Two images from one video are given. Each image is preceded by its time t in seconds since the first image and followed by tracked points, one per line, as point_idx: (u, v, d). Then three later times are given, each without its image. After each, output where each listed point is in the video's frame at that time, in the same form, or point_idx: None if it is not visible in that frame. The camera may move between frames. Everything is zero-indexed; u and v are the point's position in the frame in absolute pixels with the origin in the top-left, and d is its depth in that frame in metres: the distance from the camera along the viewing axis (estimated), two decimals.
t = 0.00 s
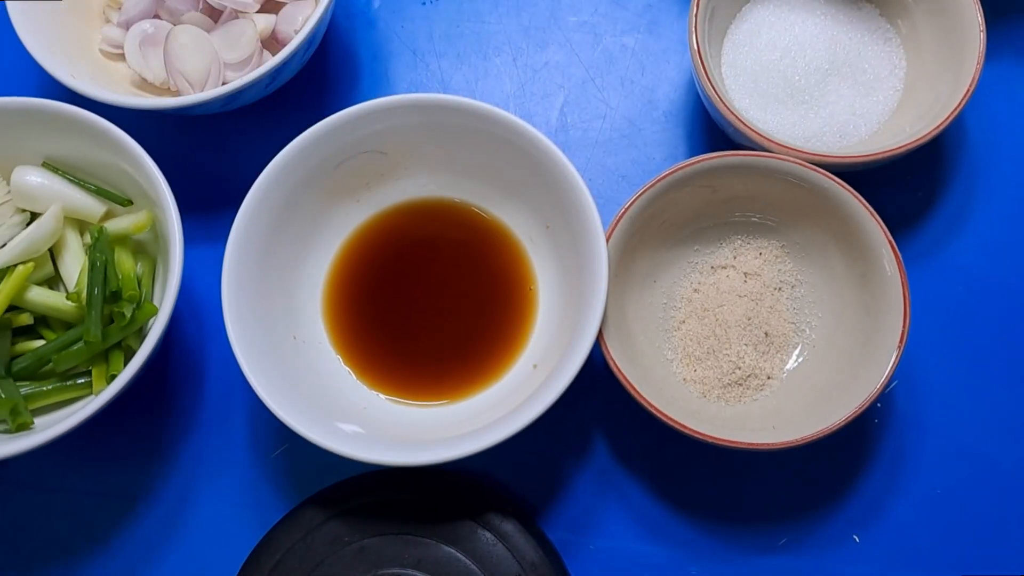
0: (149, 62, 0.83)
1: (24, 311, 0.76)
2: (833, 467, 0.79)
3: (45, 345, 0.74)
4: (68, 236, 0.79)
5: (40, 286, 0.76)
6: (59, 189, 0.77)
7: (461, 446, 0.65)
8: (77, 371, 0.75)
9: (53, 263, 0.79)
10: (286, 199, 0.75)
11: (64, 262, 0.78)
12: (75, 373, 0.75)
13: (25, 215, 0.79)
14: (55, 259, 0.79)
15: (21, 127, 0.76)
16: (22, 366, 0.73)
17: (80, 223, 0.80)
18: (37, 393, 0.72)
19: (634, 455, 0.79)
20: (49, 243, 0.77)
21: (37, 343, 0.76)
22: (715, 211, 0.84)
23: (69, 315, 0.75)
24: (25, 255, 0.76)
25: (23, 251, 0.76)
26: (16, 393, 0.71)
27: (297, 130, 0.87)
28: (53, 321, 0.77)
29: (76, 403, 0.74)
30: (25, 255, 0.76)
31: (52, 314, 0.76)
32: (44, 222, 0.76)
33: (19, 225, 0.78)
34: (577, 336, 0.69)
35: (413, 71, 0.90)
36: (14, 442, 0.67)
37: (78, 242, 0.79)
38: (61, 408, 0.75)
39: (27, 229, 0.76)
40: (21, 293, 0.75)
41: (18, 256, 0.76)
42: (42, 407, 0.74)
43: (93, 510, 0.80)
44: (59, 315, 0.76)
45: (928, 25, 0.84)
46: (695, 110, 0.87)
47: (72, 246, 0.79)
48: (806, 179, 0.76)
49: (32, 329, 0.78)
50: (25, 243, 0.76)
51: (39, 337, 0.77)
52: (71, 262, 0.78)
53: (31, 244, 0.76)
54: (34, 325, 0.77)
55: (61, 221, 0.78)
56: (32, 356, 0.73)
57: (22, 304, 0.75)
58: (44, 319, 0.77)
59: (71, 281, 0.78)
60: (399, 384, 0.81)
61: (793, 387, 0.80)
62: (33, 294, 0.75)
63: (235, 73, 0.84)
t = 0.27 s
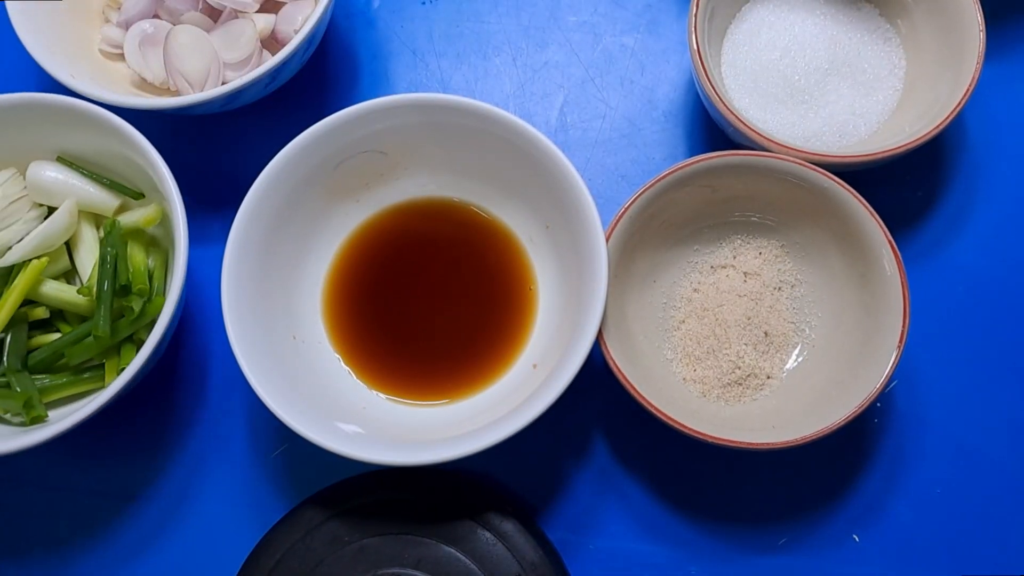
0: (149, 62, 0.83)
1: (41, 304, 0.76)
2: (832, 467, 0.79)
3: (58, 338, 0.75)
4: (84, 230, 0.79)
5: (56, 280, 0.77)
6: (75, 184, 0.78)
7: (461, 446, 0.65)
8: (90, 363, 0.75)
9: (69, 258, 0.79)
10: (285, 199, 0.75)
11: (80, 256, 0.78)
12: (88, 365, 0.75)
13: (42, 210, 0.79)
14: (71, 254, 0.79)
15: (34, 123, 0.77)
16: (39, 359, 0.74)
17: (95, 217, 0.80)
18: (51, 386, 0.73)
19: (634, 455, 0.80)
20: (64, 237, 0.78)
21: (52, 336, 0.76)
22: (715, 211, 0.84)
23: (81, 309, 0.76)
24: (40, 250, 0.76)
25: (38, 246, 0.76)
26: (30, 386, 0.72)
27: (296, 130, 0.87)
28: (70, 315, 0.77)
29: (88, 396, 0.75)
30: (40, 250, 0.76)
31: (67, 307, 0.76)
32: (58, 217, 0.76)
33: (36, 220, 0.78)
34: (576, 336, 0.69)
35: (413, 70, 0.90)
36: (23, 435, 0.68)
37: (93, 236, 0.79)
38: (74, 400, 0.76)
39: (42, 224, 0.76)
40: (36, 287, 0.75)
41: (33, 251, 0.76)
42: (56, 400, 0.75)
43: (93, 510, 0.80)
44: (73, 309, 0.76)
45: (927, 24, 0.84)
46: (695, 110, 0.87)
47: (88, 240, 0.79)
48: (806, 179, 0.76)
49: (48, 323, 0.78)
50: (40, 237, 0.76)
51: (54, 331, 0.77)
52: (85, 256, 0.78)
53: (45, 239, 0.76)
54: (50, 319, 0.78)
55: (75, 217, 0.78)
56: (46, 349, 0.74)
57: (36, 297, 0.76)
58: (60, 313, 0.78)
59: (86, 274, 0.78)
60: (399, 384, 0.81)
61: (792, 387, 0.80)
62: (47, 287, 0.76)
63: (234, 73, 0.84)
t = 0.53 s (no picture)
0: (161, 62, 0.84)
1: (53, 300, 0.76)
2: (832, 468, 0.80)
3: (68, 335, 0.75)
4: (102, 227, 0.79)
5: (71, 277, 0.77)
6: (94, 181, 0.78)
7: (460, 446, 0.65)
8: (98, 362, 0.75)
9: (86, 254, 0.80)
10: (285, 199, 0.75)
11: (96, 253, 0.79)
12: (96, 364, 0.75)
13: (62, 203, 0.79)
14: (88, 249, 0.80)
15: (57, 119, 0.77)
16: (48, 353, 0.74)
17: (114, 214, 0.81)
18: (57, 381, 0.73)
19: (634, 456, 0.80)
20: (82, 232, 0.78)
21: (62, 332, 0.77)
22: (715, 212, 0.84)
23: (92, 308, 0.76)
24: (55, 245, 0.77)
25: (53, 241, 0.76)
26: (35, 381, 0.72)
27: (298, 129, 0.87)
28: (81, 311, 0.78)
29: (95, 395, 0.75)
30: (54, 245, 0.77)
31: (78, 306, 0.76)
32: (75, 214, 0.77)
33: (55, 213, 0.79)
34: (575, 337, 0.69)
35: (415, 70, 0.90)
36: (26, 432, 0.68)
37: (110, 234, 0.80)
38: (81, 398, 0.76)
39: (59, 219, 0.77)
40: (48, 284, 0.75)
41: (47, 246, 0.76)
42: (62, 395, 0.75)
43: (94, 509, 0.80)
44: (84, 307, 0.76)
45: (925, 23, 0.84)
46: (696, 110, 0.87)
47: (105, 237, 0.79)
48: (807, 181, 0.76)
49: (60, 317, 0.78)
50: (55, 232, 0.76)
51: (65, 326, 0.78)
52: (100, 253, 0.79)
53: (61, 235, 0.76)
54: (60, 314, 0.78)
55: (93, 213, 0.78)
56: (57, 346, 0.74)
57: (48, 293, 0.76)
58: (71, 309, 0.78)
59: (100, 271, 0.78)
60: (398, 383, 0.81)
61: (791, 388, 0.80)
62: (61, 284, 0.76)
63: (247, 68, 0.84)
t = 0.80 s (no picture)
0: (161, 62, 0.84)
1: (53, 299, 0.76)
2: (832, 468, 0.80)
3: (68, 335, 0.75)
4: (102, 227, 0.79)
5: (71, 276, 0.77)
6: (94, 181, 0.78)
7: (460, 446, 0.65)
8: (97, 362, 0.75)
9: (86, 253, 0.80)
10: (285, 199, 0.75)
11: (96, 252, 0.79)
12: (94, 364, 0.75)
13: (61, 203, 0.79)
14: (88, 248, 0.80)
15: (57, 119, 0.77)
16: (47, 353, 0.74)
17: (114, 214, 0.81)
18: (57, 381, 0.73)
19: (634, 455, 0.80)
20: (82, 233, 0.78)
21: (62, 332, 0.77)
22: (715, 211, 0.84)
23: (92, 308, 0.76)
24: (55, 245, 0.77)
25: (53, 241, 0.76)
26: (36, 381, 0.72)
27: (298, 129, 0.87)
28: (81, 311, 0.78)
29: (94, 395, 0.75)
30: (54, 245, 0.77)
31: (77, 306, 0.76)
32: (75, 214, 0.77)
33: (55, 213, 0.79)
34: (576, 337, 0.69)
35: (415, 70, 0.90)
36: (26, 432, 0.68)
37: (110, 233, 0.80)
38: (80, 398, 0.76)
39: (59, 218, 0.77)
40: (48, 283, 0.75)
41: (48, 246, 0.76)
42: (61, 395, 0.75)
43: (94, 509, 0.80)
44: (84, 307, 0.76)
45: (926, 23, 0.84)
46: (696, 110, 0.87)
47: (105, 237, 0.79)
48: (807, 181, 0.76)
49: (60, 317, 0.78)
50: (55, 232, 0.76)
51: (65, 326, 0.78)
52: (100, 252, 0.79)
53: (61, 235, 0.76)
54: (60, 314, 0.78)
55: (93, 213, 0.78)
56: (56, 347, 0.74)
57: (48, 293, 0.76)
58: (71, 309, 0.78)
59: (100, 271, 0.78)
60: (398, 383, 0.81)
61: (791, 388, 0.80)
62: (61, 284, 0.76)
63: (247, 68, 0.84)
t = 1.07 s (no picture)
0: (160, 62, 0.84)
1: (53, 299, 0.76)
2: (831, 467, 0.80)
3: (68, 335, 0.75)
4: (102, 228, 0.80)
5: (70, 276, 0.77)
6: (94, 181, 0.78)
7: (460, 446, 0.65)
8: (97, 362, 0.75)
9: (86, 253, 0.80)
10: (284, 199, 0.75)
11: (96, 252, 0.79)
12: (94, 364, 0.75)
13: (61, 203, 0.79)
14: (88, 248, 0.80)
15: (57, 119, 0.77)
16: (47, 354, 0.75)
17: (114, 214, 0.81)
18: (57, 382, 0.73)
19: (634, 455, 0.80)
20: (81, 233, 0.78)
21: (62, 332, 0.77)
22: (714, 211, 0.84)
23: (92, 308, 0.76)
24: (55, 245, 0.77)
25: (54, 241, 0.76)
26: (36, 381, 0.72)
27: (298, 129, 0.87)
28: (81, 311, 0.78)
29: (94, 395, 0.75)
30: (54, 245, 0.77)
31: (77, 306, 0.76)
32: (75, 214, 0.77)
33: (55, 213, 0.79)
34: (576, 336, 0.69)
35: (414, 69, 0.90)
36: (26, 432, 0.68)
37: (110, 234, 0.80)
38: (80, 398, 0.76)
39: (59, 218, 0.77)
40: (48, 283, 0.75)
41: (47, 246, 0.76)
42: (61, 395, 0.75)
43: (94, 509, 0.80)
44: (84, 308, 0.76)
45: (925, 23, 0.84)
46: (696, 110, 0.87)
47: (104, 237, 0.79)
48: (806, 181, 0.76)
49: (59, 317, 0.78)
50: (54, 233, 0.76)
51: (65, 326, 0.78)
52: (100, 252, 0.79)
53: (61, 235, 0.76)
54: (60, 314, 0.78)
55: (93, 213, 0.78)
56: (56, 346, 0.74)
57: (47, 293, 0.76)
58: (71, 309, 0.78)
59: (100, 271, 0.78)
60: (397, 383, 0.81)
61: (791, 388, 0.80)
62: (61, 284, 0.76)
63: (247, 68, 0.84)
